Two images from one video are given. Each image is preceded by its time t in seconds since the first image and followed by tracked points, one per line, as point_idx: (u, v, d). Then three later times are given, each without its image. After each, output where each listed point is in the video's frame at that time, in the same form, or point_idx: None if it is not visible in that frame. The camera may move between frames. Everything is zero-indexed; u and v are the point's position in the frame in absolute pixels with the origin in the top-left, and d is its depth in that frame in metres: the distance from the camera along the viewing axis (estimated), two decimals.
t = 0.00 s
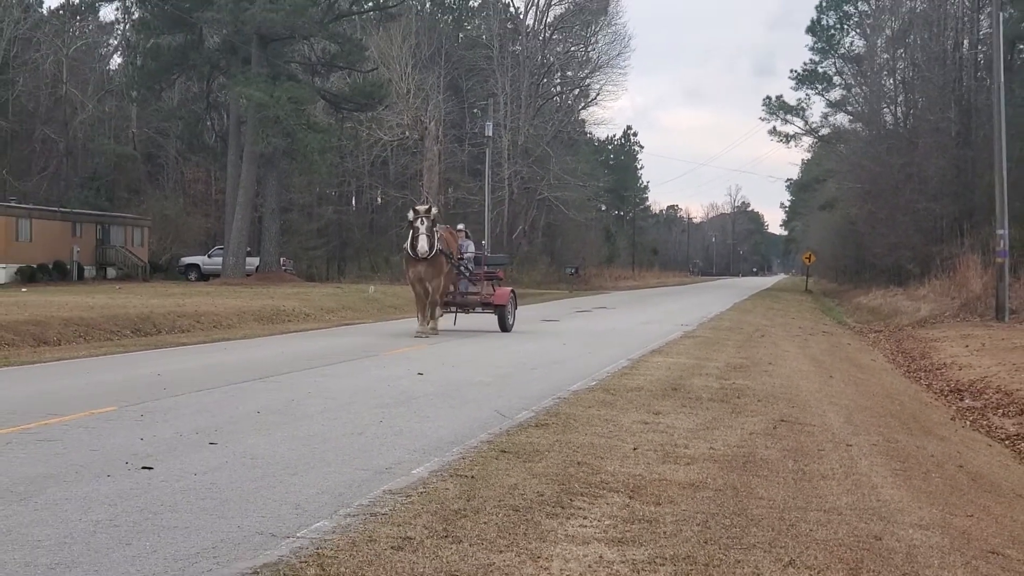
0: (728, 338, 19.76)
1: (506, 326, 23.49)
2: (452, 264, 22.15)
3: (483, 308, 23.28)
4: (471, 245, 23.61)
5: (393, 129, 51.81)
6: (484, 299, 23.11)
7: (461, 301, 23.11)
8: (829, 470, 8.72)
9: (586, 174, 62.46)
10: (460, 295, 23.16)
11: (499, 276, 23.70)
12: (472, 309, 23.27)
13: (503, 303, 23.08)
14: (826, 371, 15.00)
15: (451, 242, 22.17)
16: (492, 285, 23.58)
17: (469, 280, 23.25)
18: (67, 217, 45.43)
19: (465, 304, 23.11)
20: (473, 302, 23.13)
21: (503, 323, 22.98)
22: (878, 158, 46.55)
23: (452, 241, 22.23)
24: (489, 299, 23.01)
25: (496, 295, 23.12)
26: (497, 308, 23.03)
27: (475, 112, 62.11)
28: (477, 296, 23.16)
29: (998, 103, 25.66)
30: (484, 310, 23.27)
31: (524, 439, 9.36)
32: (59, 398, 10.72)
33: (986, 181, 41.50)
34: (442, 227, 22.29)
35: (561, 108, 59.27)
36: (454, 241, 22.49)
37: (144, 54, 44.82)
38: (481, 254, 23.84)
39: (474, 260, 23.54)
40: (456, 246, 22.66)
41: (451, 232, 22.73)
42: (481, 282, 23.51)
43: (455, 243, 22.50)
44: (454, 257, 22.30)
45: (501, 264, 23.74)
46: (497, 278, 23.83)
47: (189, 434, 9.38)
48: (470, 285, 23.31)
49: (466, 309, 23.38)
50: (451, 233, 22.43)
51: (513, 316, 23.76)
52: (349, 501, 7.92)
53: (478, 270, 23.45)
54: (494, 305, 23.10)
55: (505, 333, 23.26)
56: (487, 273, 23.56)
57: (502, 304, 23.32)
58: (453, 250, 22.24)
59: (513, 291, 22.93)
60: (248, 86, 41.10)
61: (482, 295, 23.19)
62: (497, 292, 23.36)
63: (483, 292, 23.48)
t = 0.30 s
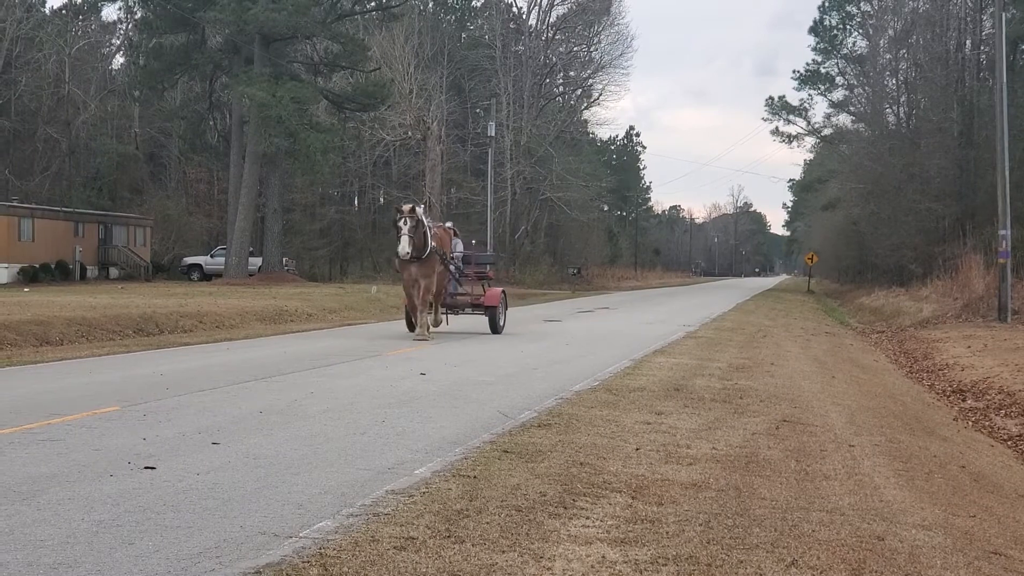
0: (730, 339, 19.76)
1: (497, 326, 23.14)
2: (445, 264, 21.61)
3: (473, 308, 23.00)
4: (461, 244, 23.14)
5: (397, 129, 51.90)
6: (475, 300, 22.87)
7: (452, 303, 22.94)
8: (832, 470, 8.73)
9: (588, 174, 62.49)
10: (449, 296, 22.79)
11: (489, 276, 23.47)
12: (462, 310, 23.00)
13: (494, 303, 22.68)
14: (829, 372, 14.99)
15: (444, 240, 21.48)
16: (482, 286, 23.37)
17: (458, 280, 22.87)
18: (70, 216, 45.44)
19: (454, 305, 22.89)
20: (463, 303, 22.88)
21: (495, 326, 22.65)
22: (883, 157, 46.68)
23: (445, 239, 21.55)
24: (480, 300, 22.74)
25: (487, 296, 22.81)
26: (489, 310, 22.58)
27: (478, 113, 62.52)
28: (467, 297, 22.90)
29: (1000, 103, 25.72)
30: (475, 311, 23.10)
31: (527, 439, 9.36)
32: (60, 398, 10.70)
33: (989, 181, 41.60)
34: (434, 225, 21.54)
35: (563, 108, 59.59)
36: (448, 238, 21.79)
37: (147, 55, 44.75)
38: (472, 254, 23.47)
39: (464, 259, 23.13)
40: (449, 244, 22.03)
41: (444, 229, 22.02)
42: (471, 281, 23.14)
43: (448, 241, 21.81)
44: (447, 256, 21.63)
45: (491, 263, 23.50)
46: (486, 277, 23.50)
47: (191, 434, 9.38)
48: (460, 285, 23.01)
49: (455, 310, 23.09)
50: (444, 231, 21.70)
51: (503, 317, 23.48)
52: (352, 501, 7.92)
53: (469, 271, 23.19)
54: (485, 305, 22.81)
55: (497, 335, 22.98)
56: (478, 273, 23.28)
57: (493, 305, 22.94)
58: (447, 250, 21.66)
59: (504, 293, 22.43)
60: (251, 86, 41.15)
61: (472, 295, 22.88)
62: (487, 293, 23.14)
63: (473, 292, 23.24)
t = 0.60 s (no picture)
0: (744, 340, 19.73)
1: (502, 329, 22.63)
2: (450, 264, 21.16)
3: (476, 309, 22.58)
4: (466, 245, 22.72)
5: (411, 130, 52.11)
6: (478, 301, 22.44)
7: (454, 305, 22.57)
8: (846, 472, 8.73)
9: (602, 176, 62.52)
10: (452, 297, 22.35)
11: (493, 278, 23.03)
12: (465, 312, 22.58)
13: (498, 305, 22.20)
14: (844, 372, 14.97)
15: (448, 239, 21.08)
16: (487, 288, 22.96)
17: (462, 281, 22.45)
18: (84, 217, 45.63)
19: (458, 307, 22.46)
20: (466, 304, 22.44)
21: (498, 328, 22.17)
22: (897, 158, 46.36)
23: (449, 239, 21.12)
24: (483, 302, 22.28)
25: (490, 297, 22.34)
26: (493, 311, 22.07)
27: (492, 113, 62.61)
28: (471, 299, 22.48)
29: (1015, 103, 25.68)
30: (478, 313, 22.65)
31: (541, 440, 9.38)
32: (77, 398, 10.75)
33: (1003, 182, 41.48)
34: (438, 222, 21.17)
35: (577, 108, 59.81)
36: (452, 237, 21.42)
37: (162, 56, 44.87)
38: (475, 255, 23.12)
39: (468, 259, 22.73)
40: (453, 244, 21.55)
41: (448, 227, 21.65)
42: (476, 282, 22.70)
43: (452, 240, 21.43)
44: (450, 256, 21.15)
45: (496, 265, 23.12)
46: (492, 279, 23.05)
47: (205, 434, 9.40)
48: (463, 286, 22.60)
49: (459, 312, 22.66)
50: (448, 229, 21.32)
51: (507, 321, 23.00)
52: (366, 502, 7.92)
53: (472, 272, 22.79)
54: (488, 307, 22.36)
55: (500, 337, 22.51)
56: (482, 274, 22.85)
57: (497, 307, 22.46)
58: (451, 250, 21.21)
59: (508, 295, 21.92)
60: (265, 87, 41.27)
61: (475, 297, 22.44)
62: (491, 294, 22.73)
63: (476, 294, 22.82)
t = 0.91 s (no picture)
0: (754, 340, 19.70)
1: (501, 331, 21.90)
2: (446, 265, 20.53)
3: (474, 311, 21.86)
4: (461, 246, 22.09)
5: (421, 130, 52.21)
6: (475, 303, 21.74)
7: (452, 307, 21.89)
8: (857, 472, 8.71)
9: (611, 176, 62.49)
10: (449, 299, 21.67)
11: (491, 279, 22.38)
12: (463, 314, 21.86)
13: (495, 306, 21.51)
14: (854, 373, 14.95)
15: (443, 238, 20.53)
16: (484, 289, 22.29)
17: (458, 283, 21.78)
18: (95, 218, 45.74)
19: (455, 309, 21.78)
20: (463, 306, 21.75)
21: (497, 329, 21.47)
22: (908, 157, 46.89)
23: (443, 240, 20.48)
24: (480, 303, 21.57)
25: (488, 299, 21.66)
26: (491, 312, 21.40)
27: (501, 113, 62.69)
28: (468, 300, 21.82)
29: None
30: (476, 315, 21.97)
31: (551, 440, 9.37)
32: (89, 398, 10.77)
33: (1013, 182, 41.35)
34: (433, 222, 20.62)
35: (587, 108, 59.87)
36: (447, 238, 20.77)
37: (172, 56, 44.95)
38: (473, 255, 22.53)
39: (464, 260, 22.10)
40: (448, 245, 20.90)
41: (444, 226, 21.09)
42: (473, 284, 22.03)
43: (448, 240, 20.86)
44: (445, 257, 20.50)
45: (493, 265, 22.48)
46: (489, 280, 22.38)
47: (215, 434, 9.41)
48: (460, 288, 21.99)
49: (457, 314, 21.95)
50: (444, 228, 20.75)
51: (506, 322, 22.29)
52: (376, 502, 7.92)
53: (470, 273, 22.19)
54: (486, 309, 21.66)
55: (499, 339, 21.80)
56: (479, 275, 22.20)
57: (496, 308, 21.78)
58: (446, 251, 20.59)
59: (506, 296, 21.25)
60: (276, 87, 41.33)
61: (473, 299, 21.74)
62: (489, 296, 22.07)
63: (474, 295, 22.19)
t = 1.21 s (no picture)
0: (762, 340, 19.72)
1: (496, 334, 21.28)
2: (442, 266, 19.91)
3: (470, 313, 21.24)
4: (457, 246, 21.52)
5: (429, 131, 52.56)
6: (471, 305, 21.15)
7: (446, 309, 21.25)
8: (866, 472, 8.70)
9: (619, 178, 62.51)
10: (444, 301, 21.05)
11: (486, 280, 21.78)
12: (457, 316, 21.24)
13: (491, 308, 20.91)
14: (862, 373, 14.94)
15: (438, 240, 19.89)
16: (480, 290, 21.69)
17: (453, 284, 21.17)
18: (105, 219, 45.84)
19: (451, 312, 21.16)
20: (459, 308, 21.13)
21: (493, 332, 20.90)
22: (917, 157, 47.22)
23: (439, 240, 19.89)
24: (476, 305, 20.97)
25: (484, 300, 21.08)
26: (486, 314, 20.81)
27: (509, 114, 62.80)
28: (463, 303, 21.20)
29: None
30: (471, 318, 21.41)
31: (559, 440, 9.40)
32: (98, 398, 10.80)
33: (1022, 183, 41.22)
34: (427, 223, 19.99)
35: (596, 109, 60.05)
36: (442, 238, 20.15)
37: (181, 58, 45.03)
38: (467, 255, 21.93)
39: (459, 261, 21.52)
40: (443, 244, 20.33)
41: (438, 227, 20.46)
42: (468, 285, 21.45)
43: (443, 241, 20.22)
44: (441, 258, 19.91)
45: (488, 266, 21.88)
46: (485, 281, 21.80)
47: (224, 435, 9.42)
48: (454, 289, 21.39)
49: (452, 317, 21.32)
50: (438, 229, 20.11)
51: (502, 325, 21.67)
52: (384, 502, 7.93)
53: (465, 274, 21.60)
54: (482, 311, 21.06)
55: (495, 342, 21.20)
56: (474, 276, 21.62)
57: (491, 310, 21.20)
58: (442, 251, 19.99)
59: (502, 297, 20.69)
60: (284, 89, 41.37)
61: (468, 301, 21.13)
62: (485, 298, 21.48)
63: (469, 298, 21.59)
